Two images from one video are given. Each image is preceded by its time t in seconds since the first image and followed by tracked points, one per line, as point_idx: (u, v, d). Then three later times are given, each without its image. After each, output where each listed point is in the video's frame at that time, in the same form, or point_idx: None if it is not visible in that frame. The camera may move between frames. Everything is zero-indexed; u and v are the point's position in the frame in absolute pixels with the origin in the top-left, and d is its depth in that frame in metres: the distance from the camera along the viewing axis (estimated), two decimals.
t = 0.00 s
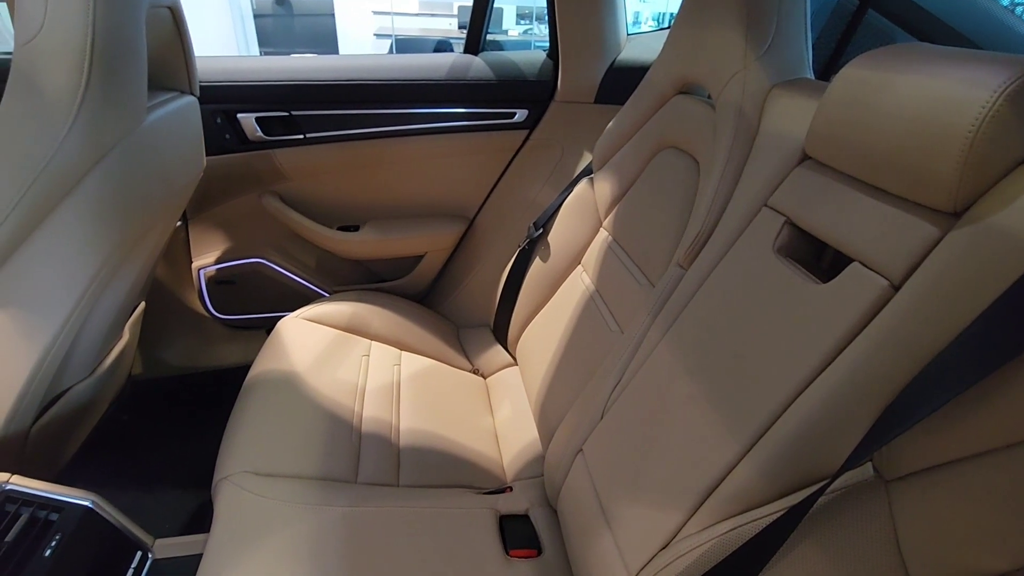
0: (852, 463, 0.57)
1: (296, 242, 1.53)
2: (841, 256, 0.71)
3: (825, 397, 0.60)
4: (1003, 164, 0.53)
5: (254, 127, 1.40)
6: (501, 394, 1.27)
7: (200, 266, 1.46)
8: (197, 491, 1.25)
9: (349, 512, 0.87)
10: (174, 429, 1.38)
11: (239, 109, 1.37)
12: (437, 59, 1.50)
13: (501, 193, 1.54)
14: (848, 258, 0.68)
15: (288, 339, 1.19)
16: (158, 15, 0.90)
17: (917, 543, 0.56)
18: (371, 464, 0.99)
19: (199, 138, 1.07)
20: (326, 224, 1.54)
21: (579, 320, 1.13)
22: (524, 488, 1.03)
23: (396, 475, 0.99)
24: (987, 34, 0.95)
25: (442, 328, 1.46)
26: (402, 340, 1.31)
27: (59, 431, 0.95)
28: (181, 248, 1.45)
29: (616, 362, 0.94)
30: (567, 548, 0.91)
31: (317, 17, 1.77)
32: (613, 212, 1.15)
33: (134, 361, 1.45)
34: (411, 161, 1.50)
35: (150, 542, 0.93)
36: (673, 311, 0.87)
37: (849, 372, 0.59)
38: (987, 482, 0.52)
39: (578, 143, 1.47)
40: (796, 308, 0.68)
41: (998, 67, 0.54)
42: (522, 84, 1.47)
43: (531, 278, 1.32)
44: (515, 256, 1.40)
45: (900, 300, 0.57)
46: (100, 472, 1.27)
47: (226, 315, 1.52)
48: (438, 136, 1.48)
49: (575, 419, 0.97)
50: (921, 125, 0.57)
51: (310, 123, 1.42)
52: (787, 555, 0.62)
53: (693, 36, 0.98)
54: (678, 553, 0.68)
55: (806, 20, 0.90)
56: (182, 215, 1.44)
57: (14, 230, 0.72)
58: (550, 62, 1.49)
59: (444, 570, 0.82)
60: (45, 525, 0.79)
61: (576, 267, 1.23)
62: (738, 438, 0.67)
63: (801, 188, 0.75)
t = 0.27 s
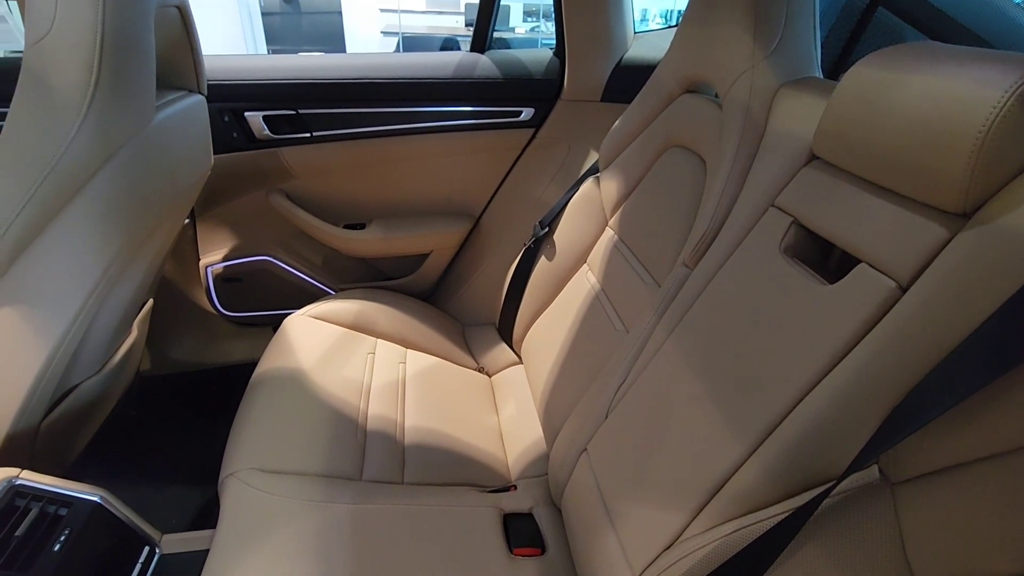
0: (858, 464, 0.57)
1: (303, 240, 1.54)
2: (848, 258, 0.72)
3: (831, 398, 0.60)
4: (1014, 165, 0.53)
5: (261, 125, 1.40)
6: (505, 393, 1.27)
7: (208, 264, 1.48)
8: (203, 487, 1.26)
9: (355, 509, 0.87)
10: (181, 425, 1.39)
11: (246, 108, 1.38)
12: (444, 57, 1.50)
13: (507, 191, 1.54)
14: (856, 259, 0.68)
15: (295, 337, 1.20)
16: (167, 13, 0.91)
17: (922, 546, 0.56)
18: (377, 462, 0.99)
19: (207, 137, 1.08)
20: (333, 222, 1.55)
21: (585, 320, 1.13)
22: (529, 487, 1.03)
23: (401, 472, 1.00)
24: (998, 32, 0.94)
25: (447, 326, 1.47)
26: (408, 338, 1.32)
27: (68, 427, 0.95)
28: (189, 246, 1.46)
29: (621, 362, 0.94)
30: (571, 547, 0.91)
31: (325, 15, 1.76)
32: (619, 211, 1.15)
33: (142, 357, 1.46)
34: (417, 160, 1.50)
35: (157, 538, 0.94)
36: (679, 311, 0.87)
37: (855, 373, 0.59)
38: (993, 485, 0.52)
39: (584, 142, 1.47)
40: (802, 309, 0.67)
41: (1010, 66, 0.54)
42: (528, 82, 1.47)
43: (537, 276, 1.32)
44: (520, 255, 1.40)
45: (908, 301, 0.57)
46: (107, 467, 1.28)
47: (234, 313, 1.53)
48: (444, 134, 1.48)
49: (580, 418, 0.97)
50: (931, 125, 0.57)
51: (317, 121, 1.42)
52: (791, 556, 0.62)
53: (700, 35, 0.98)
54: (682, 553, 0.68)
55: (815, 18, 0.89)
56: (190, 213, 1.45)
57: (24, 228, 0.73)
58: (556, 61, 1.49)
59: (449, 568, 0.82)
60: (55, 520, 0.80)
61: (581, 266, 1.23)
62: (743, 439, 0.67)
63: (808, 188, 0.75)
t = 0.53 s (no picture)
0: (861, 463, 0.57)
1: (308, 236, 1.54)
2: (853, 257, 0.71)
3: (835, 397, 0.60)
4: (1020, 163, 0.52)
5: (266, 122, 1.40)
6: (509, 390, 1.27)
7: (214, 261, 1.48)
8: (209, 481, 1.27)
9: (359, 505, 0.88)
10: (186, 420, 1.40)
11: (252, 105, 1.38)
12: (448, 54, 1.50)
13: (511, 189, 1.54)
14: (861, 258, 0.68)
15: (299, 334, 1.20)
16: (172, 11, 0.91)
17: (924, 546, 0.56)
18: (380, 458, 1.00)
19: (213, 134, 1.08)
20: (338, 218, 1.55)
21: (588, 317, 1.13)
22: (532, 483, 1.03)
23: (405, 468, 1.00)
24: (1007, 28, 0.93)
25: (451, 323, 1.47)
26: (412, 335, 1.32)
27: (76, 422, 0.96)
28: (195, 242, 1.47)
29: (624, 359, 0.94)
30: (573, 545, 0.91)
31: (330, 12, 1.77)
32: (624, 209, 1.15)
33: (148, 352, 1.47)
34: (422, 157, 1.50)
35: (163, 531, 0.95)
36: (683, 309, 0.87)
37: (858, 372, 0.59)
38: (997, 486, 0.52)
39: (589, 139, 1.47)
40: (806, 307, 0.67)
41: (1017, 64, 0.54)
42: (533, 79, 1.47)
43: (541, 274, 1.32)
44: (525, 252, 1.40)
45: (913, 300, 0.57)
46: (114, 461, 1.29)
47: (240, 309, 1.53)
48: (449, 131, 1.48)
49: (583, 416, 0.97)
50: (937, 123, 0.57)
51: (322, 118, 1.43)
52: (792, 555, 0.62)
53: (706, 32, 0.98)
54: (684, 551, 0.68)
55: (821, 15, 0.89)
56: (196, 209, 1.45)
57: (31, 223, 0.73)
58: (561, 58, 1.49)
59: (451, 564, 0.82)
60: (62, 514, 0.80)
61: (585, 264, 1.23)
62: (746, 437, 0.67)
63: (813, 186, 0.75)
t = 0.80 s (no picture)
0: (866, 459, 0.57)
1: (313, 232, 1.55)
2: (859, 252, 0.71)
3: (839, 393, 0.60)
4: None
5: (271, 118, 1.41)
6: (514, 385, 1.28)
7: (220, 256, 1.49)
8: (216, 475, 1.28)
9: (365, 499, 0.89)
10: (193, 415, 1.41)
11: (257, 101, 1.39)
12: (453, 49, 1.50)
13: (516, 184, 1.54)
14: (867, 253, 0.67)
15: (305, 329, 1.21)
16: (178, 7, 0.91)
17: (928, 543, 0.56)
18: (386, 452, 1.00)
19: (218, 130, 1.08)
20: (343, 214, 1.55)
21: (593, 312, 1.13)
22: (536, 478, 1.04)
23: (410, 463, 1.01)
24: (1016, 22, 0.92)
25: (456, 318, 1.47)
26: (417, 330, 1.32)
27: (83, 416, 0.97)
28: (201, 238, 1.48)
29: (628, 355, 0.94)
30: (577, 540, 0.91)
31: (335, 8, 1.80)
32: (628, 205, 1.15)
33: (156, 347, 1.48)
34: (427, 152, 1.50)
35: (170, 524, 0.96)
36: (687, 305, 0.87)
37: (863, 368, 0.58)
38: (1001, 483, 0.52)
39: (594, 135, 1.46)
40: (811, 303, 0.67)
41: None
42: (538, 75, 1.46)
43: (545, 269, 1.32)
44: (529, 248, 1.40)
45: (919, 296, 0.57)
46: (122, 455, 1.30)
47: (246, 304, 1.55)
48: (453, 127, 1.48)
49: (587, 411, 0.97)
50: (945, 118, 0.57)
51: (327, 114, 1.43)
52: (796, 551, 0.62)
53: (712, 27, 0.98)
54: (688, 547, 0.68)
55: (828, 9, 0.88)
56: (202, 205, 1.46)
57: (39, 221, 0.74)
58: (566, 53, 1.49)
59: (456, 559, 0.83)
60: (71, 506, 0.82)
61: (590, 260, 1.23)
62: (750, 433, 0.67)
63: (820, 181, 0.74)
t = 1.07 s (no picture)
0: (870, 452, 0.57)
1: (320, 226, 1.56)
2: (866, 246, 0.71)
3: (844, 386, 0.60)
4: None
5: (278, 113, 1.41)
6: (519, 379, 1.28)
7: (228, 251, 1.49)
8: (225, 467, 1.29)
9: (371, 491, 0.89)
10: (202, 408, 1.42)
11: (264, 95, 1.39)
12: (459, 43, 1.50)
13: (522, 178, 1.54)
14: (873, 246, 0.67)
15: (311, 323, 1.22)
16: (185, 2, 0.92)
17: (933, 535, 0.56)
18: (392, 445, 1.01)
19: (226, 125, 1.09)
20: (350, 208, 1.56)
21: (598, 306, 1.14)
22: (542, 471, 1.04)
23: (416, 456, 1.01)
24: None
25: (462, 312, 1.48)
26: (423, 324, 1.33)
27: (95, 408, 0.98)
28: (209, 232, 1.49)
29: (634, 348, 0.95)
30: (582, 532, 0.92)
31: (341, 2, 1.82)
32: (634, 199, 1.15)
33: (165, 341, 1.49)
34: (432, 147, 1.50)
35: (180, 514, 0.98)
36: (692, 298, 0.87)
37: (869, 361, 0.58)
38: (1006, 475, 0.52)
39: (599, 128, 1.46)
40: (816, 297, 0.67)
41: None
42: (544, 68, 1.46)
43: (551, 263, 1.32)
44: (535, 242, 1.40)
45: (925, 288, 0.57)
46: (132, 447, 1.31)
47: (253, 298, 1.55)
48: (459, 121, 1.48)
49: (592, 404, 0.98)
50: (953, 109, 0.56)
51: (334, 109, 1.43)
52: (800, 543, 0.62)
53: (718, 19, 0.97)
54: (693, 538, 0.69)
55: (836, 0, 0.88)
56: (210, 200, 1.47)
57: (47, 217, 0.75)
58: (572, 46, 1.48)
59: (462, 550, 0.84)
60: (83, 496, 0.82)
61: (596, 253, 1.23)
62: (755, 426, 0.67)
63: (826, 173, 0.74)
